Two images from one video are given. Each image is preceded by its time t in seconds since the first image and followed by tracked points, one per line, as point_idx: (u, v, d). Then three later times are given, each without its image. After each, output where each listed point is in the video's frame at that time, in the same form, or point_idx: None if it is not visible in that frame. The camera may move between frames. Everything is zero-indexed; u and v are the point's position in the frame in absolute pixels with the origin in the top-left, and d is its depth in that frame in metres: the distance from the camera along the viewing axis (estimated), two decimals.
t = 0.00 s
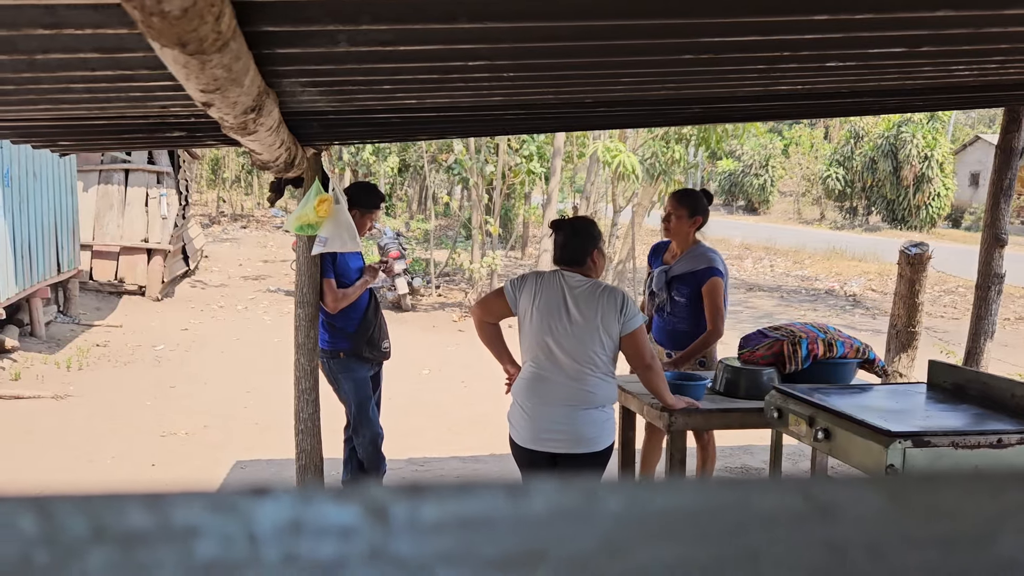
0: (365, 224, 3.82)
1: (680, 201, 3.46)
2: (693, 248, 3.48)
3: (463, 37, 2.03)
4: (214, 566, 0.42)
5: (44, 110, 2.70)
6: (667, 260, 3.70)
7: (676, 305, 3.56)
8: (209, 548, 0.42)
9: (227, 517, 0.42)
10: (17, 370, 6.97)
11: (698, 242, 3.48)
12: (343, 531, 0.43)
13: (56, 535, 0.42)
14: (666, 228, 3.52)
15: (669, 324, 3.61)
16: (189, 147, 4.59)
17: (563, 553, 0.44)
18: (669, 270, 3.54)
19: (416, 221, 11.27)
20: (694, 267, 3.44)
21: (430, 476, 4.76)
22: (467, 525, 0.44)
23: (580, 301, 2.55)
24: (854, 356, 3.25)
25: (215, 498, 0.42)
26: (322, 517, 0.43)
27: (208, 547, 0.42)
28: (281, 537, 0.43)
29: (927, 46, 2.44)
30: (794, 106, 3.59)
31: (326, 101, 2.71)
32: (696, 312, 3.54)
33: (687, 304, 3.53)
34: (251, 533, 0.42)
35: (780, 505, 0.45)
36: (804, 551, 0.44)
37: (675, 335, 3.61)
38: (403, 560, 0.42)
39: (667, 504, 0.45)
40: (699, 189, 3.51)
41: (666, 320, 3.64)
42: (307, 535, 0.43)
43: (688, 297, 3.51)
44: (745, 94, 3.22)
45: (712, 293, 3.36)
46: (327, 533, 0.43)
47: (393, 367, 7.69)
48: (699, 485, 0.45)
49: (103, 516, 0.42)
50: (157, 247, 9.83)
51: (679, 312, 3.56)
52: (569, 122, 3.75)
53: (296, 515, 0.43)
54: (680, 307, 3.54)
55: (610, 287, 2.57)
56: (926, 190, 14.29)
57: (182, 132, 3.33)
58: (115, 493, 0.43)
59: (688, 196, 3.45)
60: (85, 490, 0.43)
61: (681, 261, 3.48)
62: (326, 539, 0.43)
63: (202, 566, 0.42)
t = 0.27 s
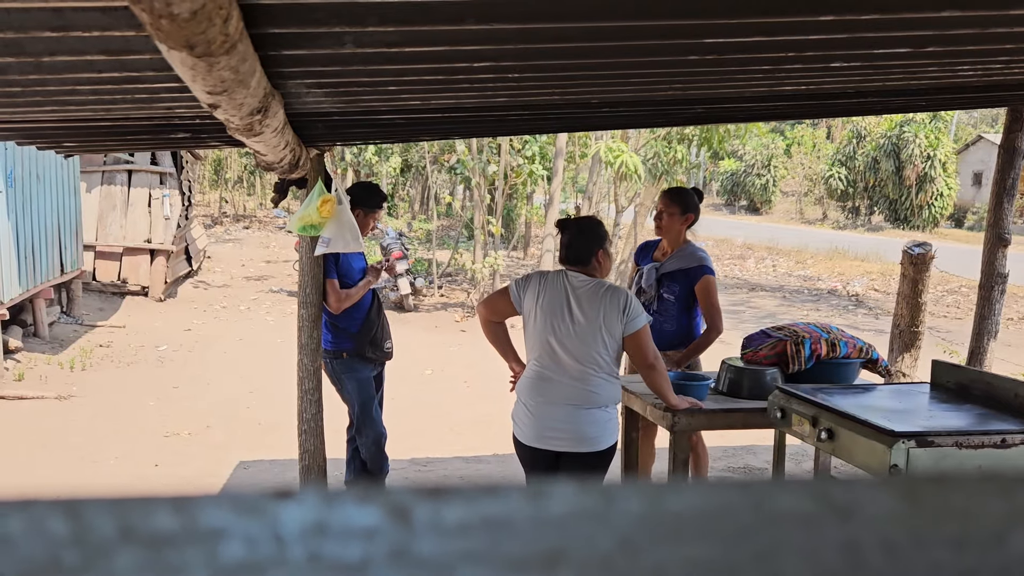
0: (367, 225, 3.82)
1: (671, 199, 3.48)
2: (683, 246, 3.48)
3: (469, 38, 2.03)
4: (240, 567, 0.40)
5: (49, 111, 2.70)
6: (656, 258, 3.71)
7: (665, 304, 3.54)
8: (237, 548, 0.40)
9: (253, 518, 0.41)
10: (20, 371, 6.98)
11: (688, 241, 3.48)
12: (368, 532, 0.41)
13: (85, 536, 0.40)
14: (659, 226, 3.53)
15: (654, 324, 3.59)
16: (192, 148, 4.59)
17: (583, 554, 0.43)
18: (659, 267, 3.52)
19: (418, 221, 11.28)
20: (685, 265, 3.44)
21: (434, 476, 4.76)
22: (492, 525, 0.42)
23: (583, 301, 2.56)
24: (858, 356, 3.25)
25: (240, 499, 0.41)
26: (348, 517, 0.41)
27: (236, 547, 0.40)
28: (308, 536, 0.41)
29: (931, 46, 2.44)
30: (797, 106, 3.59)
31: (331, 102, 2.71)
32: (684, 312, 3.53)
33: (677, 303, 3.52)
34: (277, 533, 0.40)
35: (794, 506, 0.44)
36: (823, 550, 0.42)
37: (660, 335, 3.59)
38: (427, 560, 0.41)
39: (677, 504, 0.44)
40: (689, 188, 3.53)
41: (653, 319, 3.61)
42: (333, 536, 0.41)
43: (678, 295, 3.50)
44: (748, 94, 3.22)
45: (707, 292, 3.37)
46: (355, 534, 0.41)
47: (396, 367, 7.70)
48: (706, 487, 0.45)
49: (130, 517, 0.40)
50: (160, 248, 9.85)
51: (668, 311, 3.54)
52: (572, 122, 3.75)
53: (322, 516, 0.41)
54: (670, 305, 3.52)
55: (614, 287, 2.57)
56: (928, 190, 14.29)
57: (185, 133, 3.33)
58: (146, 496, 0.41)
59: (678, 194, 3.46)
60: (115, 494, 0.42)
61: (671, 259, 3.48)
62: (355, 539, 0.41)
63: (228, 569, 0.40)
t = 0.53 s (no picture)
0: (369, 224, 3.83)
1: (671, 199, 3.47)
2: (683, 247, 3.48)
3: (470, 37, 2.03)
4: (233, 565, 0.39)
5: (51, 111, 2.70)
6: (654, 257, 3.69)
7: (665, 304, 3.52)
8: (229, 546, 0.39)
9: (247, 515, 0.40)
10: (24, 371, 6.99)
11: (688, 241, 3.49)
12: (363, 529, 0.40)
13: (75, 533, 0.39)
14: (659, 225, 3.52)
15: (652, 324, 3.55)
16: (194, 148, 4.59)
17: (585, 552, 0.42)
18: (661, 266, 3.50)
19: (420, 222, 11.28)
20: (687, 266, 3.45)
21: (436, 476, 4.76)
22: (492, 523, 0.41)
23: (586, 302, 2.55)
24: (860, 356, 3.24)
25: (231, 494, 0.40)
26: (341, 515, 0.40)
27: (228, 545, 0.39)
28: (302, 534, 0.39)
29: (935, 44, 2.43)
30: (800, 106, 3.58)
31: (333, 101, 2.71)
32: (684, 313, 3.52)
33: (677, 303, 3.51)
34: (270, 530, 0.39)
35: (800, 506, 0.42)
36: (828, 553, 0.41)
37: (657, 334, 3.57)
38: (423, 558, 0.40)
39: (682, 502, 0.43)
40: (689, 188, 3.53)
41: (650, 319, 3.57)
42: (326, 533, 0.40)
43: (679, 295, 3.49)
44: (751, 94, 3.22)
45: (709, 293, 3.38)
46: (349, 531, 0.40)
47: (398, 367, 7.70)
48: (711, 482, 0.43)
49: (121, 513, 0.40)
50: (163, 248, 9.86)
51: (667, 311, 3.52)
52: (574, 122, 3.74)
53: (316, 513, 0.40)
54: (670, 306, 3.51)
55: (617, 287, 2.56)
56: (931, 190, 14.27)
57: (187, 133, 3.33)
58: (140, 490, 0.40)
59: (678, 194, 3.45)
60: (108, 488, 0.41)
61: (671, 259, 3.47)
62: (350, 536, 0.40)
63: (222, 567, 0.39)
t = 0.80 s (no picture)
0: (371, 225, 3.83)
1: (683, 199, 3.48)
2: (696, 248, 3.51)
3: (472, 39, 2.03)
4: (240, 567, 0.42)
5: (55, 113, 2.71)
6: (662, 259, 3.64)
7: (683, 305, 3.51)
8: (235, 548, 0.42)
9: (251, 517, 0.42)
10: (26, 372, 7.00)
11: (700, 241, 3.53)
12: (367, 532, 0.43)
13: (82, 536, 0.42)
14: (671, 226, 3.51)
15: (667, 323, 3.53)
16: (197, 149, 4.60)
17: (587, 554, 0.45)
18: (679, 268, 3.49)
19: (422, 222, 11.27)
20: (703, 267, 3.49)
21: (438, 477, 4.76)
22: (493, 525, 0.44)
23: (589, 302, 2.55)
24: (862, 357, 3.24)
25: (236, 498, 0.42)
26: (345, 518, 0.43)
27: (234, 547, 0.42)
28: (308, 537, 0.42)
29: (937, 45, 2.43)
30: (801, 106, 3.58)
31: (335, 103, 2.71)
32: (698, 313, 3.54)
33: (693, 304, 3.52)
34: (275, 533, 0.42)
35: (803, 507, 0.45)
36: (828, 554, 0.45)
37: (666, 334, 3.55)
38: (426, 559, 0.43)
39: (685, 504, 0.46)
40: (696, 188, 3.56)
41: (665, 321, 3.54)
42: (330, 537, 0.43)
43: (696, 296, 3.51)
44: (753, 94, 3.22)
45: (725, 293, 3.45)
46: (354, 532, 0.43)
47: (400, 368, 7.70)
48: (716, 485, 0.46)
49: (128, 517, 0.43)
50: (165, 249, 9.87)
51: (684, 312, 3.51)
52: (576, 122, 3.74)
53: (320, 516, 0.43)
54: (688, 307, 3.50)
55: (620, 287, 2.56)
56: (933, 190, 14.25)
57: (190, 134, 3.34)
58: (142, 494, 0.43)
59: (691, 194, 3.47)
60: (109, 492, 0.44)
61: (687, 260, 3.49)
62: (354, 538, 0.43)
63: (228, 568, 0.42)
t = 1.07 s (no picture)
0: (374, 225, 3.82)
1: (699, 200, 3.46)
2: (711, 249, 3.49)
3: (471, 38, 2.02)
4: (229, 563, 0.44)
5: (55, 112, 2.70)
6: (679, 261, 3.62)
7: (699, 307, 3.52)
8: (222, 546, 0.44)
9: (238, 514, 0.44)
10: (28, 372, 7.00)
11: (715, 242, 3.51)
12: (359, 529, 0.45)
13: (65, 532, 0.44)
14: (687, 227, 3.49)
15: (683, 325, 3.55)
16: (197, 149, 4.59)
17: (587, 552, 0.47)
18: (694, 270, 3.49)
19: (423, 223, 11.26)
20: (718, 268, 3.47)
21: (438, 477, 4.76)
22: (490, 522, 0.46)
23: (590, 302, 2.54)
24: (865, 357, 3.23)
25: (224, 495, 0.45)
26: (337, 515, 0.45)
27: (220, 544, 0.44)
28: (296, 535, 0.45)
29: (939, 43, 2.42)
30: (803, 106, 3.57)
31: (335, 102, 2.71)
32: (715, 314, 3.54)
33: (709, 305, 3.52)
34: (263, 530, 0.44)
35: (808, 504, 0.46)
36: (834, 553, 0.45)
37: (682, 335, 3.57)
38: (418, 557, 0.45)
39: (688, 501, 0.47)
40: (711, 188, 3.54)
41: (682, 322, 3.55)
42: (320, 534, 0.45)
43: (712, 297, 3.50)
44: (754, 93, 3.21)
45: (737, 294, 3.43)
46: (344, 529, 0.45)
47: (401, 368, 7.69)
48: (719, 481, 0.47)
49: (115, 513, 0.45)
50: (166, 250, 9.88)
51: (701, 313, 3.52)
52: (577, 122, 3.73)
53: (310, 512, 0.45)
54: (704, 308, 3.51)
55: (621, 286, 2.55)
56: (935, 189, 14.23)
57: (190, 134, 3.34)
58: (129, 491, 0.45)
59: (706, 195, 3.45)
60: (95, 488, 0.46)
61: (703, 261, 3.48)
62: (344, 534, 0.45)
63: (216, 566, 0.44)
